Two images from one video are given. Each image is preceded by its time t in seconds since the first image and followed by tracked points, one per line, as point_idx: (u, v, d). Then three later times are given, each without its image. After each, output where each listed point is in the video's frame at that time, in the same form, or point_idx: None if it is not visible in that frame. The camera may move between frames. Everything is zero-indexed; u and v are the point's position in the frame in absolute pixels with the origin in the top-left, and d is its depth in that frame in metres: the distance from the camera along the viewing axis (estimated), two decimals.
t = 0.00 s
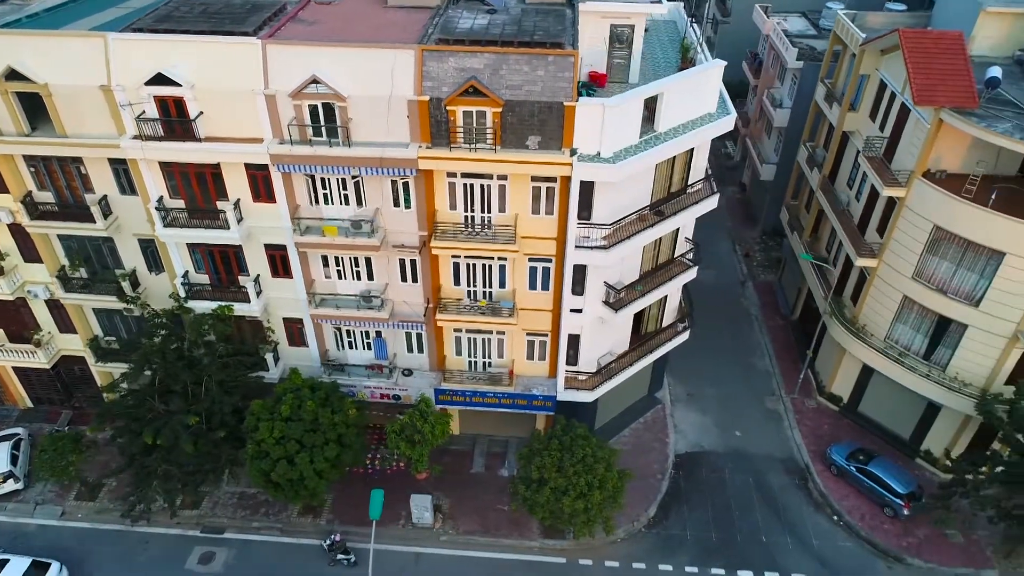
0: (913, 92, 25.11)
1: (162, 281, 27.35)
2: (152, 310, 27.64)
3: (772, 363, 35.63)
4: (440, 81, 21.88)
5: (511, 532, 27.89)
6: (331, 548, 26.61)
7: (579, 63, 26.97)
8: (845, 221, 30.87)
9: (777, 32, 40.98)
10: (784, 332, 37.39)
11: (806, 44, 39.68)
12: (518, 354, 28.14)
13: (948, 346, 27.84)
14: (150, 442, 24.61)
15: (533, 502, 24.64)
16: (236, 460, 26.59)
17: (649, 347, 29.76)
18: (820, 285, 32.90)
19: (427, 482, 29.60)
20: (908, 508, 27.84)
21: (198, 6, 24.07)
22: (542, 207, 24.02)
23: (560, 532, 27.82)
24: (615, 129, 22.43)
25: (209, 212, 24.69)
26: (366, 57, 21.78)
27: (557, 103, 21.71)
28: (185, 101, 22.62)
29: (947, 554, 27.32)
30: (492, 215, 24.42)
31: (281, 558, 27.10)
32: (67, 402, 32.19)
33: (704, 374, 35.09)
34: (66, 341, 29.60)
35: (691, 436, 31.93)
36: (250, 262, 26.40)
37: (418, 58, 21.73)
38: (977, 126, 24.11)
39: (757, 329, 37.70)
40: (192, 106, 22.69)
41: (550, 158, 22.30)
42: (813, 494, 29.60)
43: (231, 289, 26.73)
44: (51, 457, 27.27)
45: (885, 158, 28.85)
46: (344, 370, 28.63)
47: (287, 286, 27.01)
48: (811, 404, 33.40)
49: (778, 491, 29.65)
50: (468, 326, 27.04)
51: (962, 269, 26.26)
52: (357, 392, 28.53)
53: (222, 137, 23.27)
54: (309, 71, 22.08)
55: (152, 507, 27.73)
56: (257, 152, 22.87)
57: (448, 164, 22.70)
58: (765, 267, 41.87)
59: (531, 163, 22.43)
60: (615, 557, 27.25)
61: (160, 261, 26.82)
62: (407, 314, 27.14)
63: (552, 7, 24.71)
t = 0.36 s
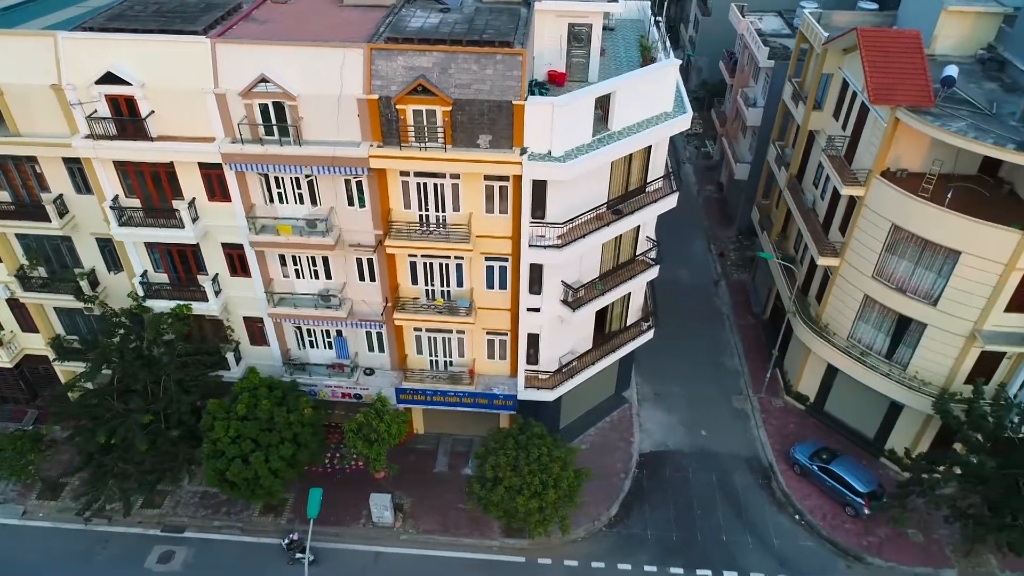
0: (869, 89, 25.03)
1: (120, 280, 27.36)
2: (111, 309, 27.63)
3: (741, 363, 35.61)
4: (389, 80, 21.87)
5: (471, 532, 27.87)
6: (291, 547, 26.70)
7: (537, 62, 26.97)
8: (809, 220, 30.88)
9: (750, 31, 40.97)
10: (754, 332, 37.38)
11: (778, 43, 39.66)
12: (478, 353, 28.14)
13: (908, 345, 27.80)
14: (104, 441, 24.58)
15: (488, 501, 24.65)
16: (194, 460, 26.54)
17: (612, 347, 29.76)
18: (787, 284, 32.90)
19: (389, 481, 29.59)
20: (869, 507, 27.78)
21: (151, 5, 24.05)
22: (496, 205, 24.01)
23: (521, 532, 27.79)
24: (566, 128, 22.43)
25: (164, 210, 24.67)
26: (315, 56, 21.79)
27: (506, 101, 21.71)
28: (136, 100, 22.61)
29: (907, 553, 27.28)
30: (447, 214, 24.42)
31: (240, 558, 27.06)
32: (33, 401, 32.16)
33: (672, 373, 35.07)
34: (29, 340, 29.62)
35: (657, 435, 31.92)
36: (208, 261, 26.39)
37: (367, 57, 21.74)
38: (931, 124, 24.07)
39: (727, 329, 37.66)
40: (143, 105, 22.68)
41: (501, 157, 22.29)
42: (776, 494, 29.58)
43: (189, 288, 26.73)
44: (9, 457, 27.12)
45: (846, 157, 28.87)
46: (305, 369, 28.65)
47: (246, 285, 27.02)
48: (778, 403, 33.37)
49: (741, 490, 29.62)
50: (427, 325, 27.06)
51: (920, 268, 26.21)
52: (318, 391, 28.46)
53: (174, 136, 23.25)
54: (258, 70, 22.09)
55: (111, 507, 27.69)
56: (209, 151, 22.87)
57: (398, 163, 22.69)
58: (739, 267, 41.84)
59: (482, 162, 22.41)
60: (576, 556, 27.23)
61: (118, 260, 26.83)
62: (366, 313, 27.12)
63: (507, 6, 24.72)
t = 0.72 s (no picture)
0: (825, 89, 25.08)
1: (79, 280, 27.38)
2: (70, 309, 27.63)
3: (710, 362, 35.59)
4: (337, 80, 21.85)
5: (431, 531, 27.83)
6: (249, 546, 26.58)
7: (496, 62, 26.94)
8: (773, 220, 30.86)
9: (723, 30, 40.89)
10: (725, 331, 37.36)
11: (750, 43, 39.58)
12: (439, 353, 28.13)
13: (869, 345, 27.76)
14: (59, 441, 24.62)
15: (442, 501, 24.61)
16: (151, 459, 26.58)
17: (575, 346, 29.75)
18: (753, 284, 32.88)
19: (351, 481, 29.57)
20: (829, 507, 27.70)
21: (105, 5, 24.04)
22: (449, 205, 24.00)
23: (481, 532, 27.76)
24: (516, 128, 22.43)
25: (119, 210, 24.67)
26: (263, 55, 21.76)
27: (455, 101, 21.70)
28: (87, 99, 22.60)
29: (867, 553, 27.20)
30: (401, 214, 24.38)
31: (198, 557, 27.11)
32: None
33: (641, 373, 35.05)
34: None
35: (622, 435, 31.88)
36: (166, 261, 26.39)
37: (315, 57, 21.71)
38: (885, 124, 24.03)
39: (698, 328, 37.63)
40: (94, 105, 22.68)
41: (451, 156, 22.27)
42: (738, 493, 29.53)
43: (147, 287, 26.72)
44: None
45: (808, 157, 28.88)
46: (266, 369, 28.64)
47: (205, 284, 27.02)
48: (745, 403, 33.32)
49: (704, 490, 29.58)
50: (386, 325, 27.05)
51: (878, 268, 26.18)
52: (279, 391, 28.38)
53: (126, 136, 23.24)
54: (208, 69, 22.08)
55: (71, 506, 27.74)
56: (160, 150, 22.85)
57: (349, 163, 22.68)
58: (713, 267, 41.79)
59: (432, 161, 22.41)
60: (535, 556, 27.20)
61: (76, 260, 26.86)
62: (325, 313, 27.11)
63: (461, 6, 24.69)
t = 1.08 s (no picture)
0: (780, 89, 25.03)
1: (37, 281, 27.46)
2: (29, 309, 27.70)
3: (678, 362, 35.57)
4: (285, 80, 21.86)
5: (390, 531, 27.83)
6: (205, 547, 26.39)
7: (454, 62, 26.92)
8: (736, 219, 30.84)
9: (695, 30, 40.78)
10: (694, 331, 37.36)
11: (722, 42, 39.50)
12: (398, 353, 28.13)
13: (828, 345, 27.72)
14: (12, 441, 24.60)
15: (396, 501, 24.57)
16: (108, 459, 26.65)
17: (537, 346, 29.73)
18: (719, 284, 32.85)
19: (312, 481, 29.57)
20: (788, 507, 27.69)
21: (58, 5, 24.04)
22: (402, 205, 23.98)
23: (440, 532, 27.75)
24: (465, 128, 22.43)
25: (73, 210, 24.68)
26: (211, 55, 21.77)
27: (402, 101, 21.68)
28: (37, 99, 22.65)
29: (825, 553, 27.17)
30: (354, 214, 24.38)
31: (156, 557, 27.10)
32: None
33: (608, 373, 35.04)
34: None
35: (587, 435, 31.85)
36: (123, 261, 26.40)
37: (262, 57, 21.71)
38: (837, 124, 24.00)
39: (668, 329, 37.62)
40: (45, 105, 22.74)
41: (400, 156, 22.27)
42: (700, 494, 29.50)
43: (104, 288, 26.71)
44: None
45: (768, 158, 28.88)
46: (226, 369, 28.61)
47: (162, 285, 27.03)
48: (711, 404, 33.30)
49: (665, 490, 29.56)
50: (344, 325, 27.04)
51: (836, 268, 26.13)
52: (239, 391, 28.39)
53: (78, 136, 23.28)
54: (156, 69, 22.08)
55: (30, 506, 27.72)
56: (110, 150, 22.86)
57: (298, 163, 22.67)
58: (685, 267, 41.76)
59: (381, 161, 22.41)
60: (493, 556, 27.19)
61: (33, 261, 26.92)
62: (283, 313, 27.12)
63: (415, 6, 24.68)
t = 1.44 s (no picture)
0: (733, 90, 25.01)
1: None
2: None
3: (645, 363, 35.56)
4: (231, 81, 21.88)
5: (348, 532, 27.84)
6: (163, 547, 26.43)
7: (410, 62, 26.93)
8: (699, 219, 30.82)
9: (667, 30, 40.60)
10: (662, 331, 37.36)
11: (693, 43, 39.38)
12: (357, 353, 28.13)
13: (786, 345, 27.72)
14: None
15: (349, 502, 24.58)
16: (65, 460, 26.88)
17: (498, 347, 29.72)
18: (684, 284, 32.85)
19: (274, 481, 29.57)
20: (746, 508, 27.66)
21: (9, 6, 24.06)
22: (353, 206, 23.97)
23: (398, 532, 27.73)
24: (413, 128, 22.43)
25: (26, 210, 24.67)
26: (157, 56, 21.76)
27: (348, 102, 21.68)
28: None
29: (783, 554, 27.15)
30: (306, 215, 24.38)
31: (113, 557, 27.08)
32: None
33: (575, 374, 35.02)
34: None
35: (550, 436, 31.83)
36: (79, 262, 26.41)
37: (209, 58, 21.70)
38: (789, 124, 23.97)
39: (637, 329, 37.62)
40: None
41: (347, 157, 22.25)
42: (661, 494, 29.49)
43: (60, 288, 26.71)
44: None
45: (727, 158, 28.86)
46: (186, 370, 28.59)
47: (119, 285, 27.03)
48: (676, 404, 33.29)
49: (626, 491, 29.57)
50: (301, 326, 27.03)
51: (791, 268, 26.11)
52: (198, 392, 28.44)
53: (28, 137, 23.33)
54: (103, 70, 22.10)
55: None
56: (60, 151, 22.90)
57: (247, 164, 22.66)
58: (658, 267, 41.75)
59: (330, 162, 22.40)
60: (450, 557, 27.20)
61: None
62: (240, 313, 27.13)
63: (367, 6, 24.68)
